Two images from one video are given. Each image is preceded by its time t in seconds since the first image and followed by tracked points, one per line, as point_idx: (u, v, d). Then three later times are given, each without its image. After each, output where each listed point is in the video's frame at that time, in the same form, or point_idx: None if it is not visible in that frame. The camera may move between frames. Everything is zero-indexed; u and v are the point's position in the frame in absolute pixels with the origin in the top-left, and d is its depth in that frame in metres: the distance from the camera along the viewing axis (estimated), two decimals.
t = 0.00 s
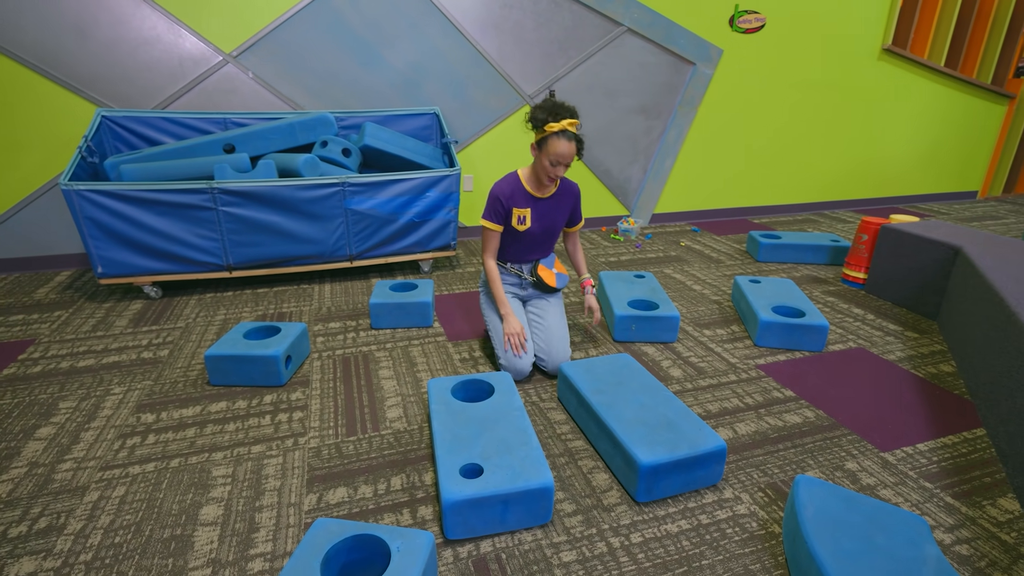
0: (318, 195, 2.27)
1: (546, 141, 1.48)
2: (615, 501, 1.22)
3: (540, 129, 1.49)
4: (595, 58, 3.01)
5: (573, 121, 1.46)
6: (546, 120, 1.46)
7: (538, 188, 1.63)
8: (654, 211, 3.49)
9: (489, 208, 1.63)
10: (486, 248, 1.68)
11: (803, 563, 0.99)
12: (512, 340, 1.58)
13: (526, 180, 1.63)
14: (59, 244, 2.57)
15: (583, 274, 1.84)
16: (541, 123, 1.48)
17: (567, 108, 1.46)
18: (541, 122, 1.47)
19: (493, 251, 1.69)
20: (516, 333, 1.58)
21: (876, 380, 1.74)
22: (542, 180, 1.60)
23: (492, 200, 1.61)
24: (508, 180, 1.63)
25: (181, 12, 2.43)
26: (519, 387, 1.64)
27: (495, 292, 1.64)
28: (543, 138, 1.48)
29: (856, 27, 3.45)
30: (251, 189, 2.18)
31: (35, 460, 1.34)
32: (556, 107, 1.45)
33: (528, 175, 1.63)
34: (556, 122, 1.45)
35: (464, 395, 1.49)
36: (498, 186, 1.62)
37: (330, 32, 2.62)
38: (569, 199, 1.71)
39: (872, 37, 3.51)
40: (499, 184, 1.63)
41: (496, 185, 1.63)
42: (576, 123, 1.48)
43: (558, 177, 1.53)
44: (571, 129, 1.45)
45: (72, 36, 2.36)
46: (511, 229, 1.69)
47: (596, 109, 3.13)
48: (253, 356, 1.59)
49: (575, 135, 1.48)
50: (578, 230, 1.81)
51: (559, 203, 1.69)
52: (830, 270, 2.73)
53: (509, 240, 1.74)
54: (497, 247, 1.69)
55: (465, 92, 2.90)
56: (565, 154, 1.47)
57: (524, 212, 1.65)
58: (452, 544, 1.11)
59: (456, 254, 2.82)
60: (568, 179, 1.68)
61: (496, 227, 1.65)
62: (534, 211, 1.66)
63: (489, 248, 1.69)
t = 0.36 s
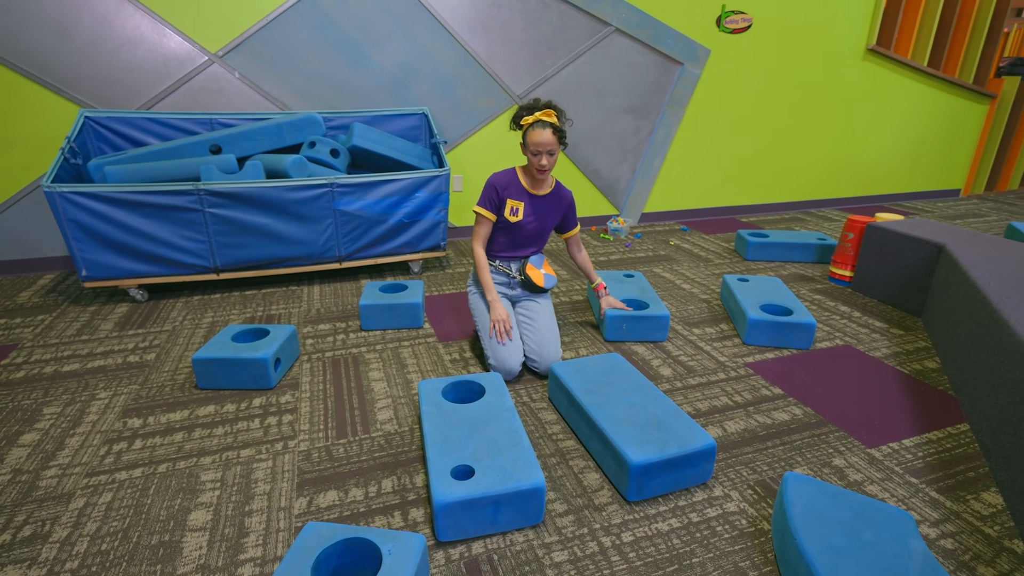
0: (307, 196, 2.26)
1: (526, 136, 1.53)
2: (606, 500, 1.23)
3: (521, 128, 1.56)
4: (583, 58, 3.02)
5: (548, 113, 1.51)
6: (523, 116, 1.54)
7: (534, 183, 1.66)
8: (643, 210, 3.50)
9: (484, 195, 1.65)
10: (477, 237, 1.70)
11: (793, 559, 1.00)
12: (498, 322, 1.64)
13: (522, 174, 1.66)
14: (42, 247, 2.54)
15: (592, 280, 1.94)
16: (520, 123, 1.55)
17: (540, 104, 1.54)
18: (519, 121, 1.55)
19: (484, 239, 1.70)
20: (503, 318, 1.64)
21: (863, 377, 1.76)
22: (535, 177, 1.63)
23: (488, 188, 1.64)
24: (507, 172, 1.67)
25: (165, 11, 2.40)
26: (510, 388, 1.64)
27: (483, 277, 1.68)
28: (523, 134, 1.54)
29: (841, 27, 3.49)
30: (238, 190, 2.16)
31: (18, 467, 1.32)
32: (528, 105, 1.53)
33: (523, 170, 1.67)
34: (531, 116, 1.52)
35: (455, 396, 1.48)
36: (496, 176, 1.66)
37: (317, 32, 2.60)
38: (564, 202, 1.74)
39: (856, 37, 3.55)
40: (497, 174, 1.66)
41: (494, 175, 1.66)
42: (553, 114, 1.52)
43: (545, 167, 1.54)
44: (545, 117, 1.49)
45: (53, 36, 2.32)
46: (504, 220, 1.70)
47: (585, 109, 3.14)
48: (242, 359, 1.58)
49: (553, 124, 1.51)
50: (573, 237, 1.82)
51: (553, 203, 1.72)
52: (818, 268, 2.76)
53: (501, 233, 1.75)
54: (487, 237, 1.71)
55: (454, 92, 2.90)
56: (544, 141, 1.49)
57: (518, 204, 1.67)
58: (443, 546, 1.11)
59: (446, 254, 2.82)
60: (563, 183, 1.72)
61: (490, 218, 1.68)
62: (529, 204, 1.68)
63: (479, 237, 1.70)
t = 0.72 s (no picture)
0: (298, 196, 2.24)
1: (515, 132, 1.54)
2: (601, 501, 1.22)
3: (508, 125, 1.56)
4: (575, 57, 3.02)
5: (535, 108, 1.52)
6: (509, 113, 1.54)
7: (524, 178, 1.67)
8: (635, 209, 3.51)
9: (476, 197, 1.65)
10: (466, 238, 1.69)
11: (788, 559, 1.00)
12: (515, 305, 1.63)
13: (510, 171, 1.67)
14: (28, 249, 2.50)
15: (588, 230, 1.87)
16: (507, 120, 1.56)
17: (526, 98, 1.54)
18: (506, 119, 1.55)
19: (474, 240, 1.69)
20: (516, 301, 1.63)
21: (854, 374, 1.78)
22: (525, 172, 1.64)
23: (480, 190, 1.64)
24: (495, 171, 1.67)
25: (151, 10, 2.37)
26: (504, 388, 1.64)
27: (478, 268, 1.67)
28: (512, 131, 1.54)
29: (830, 27, 3.51)
30: (228, 190, 2.13)
31: (4, 474, 1.30)
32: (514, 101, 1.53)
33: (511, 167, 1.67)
34: (518, 112, 1.52)
35: (448, 398, 1.48)
36: (486, 177, 1.66)
37: (307, 31, 2.58)
38: (553, 191, 1.76)
39: (845, 36, 3.58)
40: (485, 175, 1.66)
41: (483, 176, 1.66)
42: (540, 109, 1.53)
43: (537, 162, 1.55)
44: (533, 112, 1.50)
45: (37, 35, 2.29)
46: (499, 219, 1.71)
47: (577, 108, 3.14)
48: (232, 362, 1.56)
49: (541, 119, 1.52)
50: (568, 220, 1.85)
51: (544, 195, 1.73)
52: (809, 266, 2.77)
53: (496, 232, 1.75)
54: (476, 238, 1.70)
55: (445, 91, 2.89)
56: (535, 136, 1.50)
57: (511, 202, 1.68)
58: (438, 549, 1.10)
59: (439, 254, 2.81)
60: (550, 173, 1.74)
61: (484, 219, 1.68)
62: (521, 200, 1.69)
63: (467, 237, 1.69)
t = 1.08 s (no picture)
0: (294, 196, 2.23)
1: (495, 129, 1.53)
2: (601, 501, 1.22)
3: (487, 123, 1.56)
4: (572, 57, 3.02)
5: (513, 103, 1.53)
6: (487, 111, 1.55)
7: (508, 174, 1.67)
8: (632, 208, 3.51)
9: (464, 202, 1.66)
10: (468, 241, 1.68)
11: (788, 558, 1.00)
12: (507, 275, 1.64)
13: (492, 170, 1.67)
14: (21, 251, 2.48)
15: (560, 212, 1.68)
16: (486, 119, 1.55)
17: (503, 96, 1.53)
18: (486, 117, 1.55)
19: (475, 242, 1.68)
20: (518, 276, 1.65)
21: (851, 373, 1.78)
22: (508, 168, 1.64)
23: (466, 194, 1.65)
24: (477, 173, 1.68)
25: (145, 9, 2.35)
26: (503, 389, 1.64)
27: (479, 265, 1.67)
28: (492, 128, 1.53)
29: (825, 27, 3.52)
30: (224, 191, 2.12)
31: None
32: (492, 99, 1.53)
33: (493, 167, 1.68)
34: (498, 109, 1.52)
35: (447, 399, 1.47)
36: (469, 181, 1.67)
37: (302, 31, 2.57)
38: (539, 179, 1.73)
39: (840, 36, 3.59)
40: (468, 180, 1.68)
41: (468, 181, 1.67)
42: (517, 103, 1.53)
43: (521, 155, 1.54)
44: (512, 107, 1.51)
45: (30, 35, 2.27)
46: (491, 221, 1.71)
47: (573, 108, 3.13)
48: (230, 364, 1.55)
49: (520, 113, 1.53)
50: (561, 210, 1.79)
51: (531, 188, 1.72)
52: (805, 266, 2.78)
53: (491, 235, 1.74)
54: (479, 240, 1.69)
55: (442, 91, 2.88)
56: (518, 130, 1.49)
57: (499, 201, 1.68)
58: (439, 551, 1.10)
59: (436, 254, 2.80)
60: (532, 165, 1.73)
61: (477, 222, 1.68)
62: (508, 197, 1.69)
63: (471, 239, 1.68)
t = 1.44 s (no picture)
0: (294, 196, 2.23)
1: (487, 124, 1.52)
2: (603, 501, 1.23)
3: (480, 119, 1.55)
4: (571, 56, 3.02)
5: (507, 100, 1.51)
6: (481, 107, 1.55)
7: (499, 174, 1.65)
8: (631, 207, 3.51)
9: (455, 199, 1.63)
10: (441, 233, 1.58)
11: (789, 558, 1.00)
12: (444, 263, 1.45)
13: (484, 170, 1.66)
14: (21, 251, 2.48)
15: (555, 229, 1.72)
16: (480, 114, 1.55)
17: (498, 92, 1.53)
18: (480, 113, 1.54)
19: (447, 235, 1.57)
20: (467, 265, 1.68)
21: (851, 373, 1.79)
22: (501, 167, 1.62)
23: (457, 191, 1.63)
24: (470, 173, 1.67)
25: (145, 9, 2.35)
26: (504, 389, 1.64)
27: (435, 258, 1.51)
28: (484, 123, 1.53)
29: (824, 26, 3.53)
30: (224, 191, 2.12)
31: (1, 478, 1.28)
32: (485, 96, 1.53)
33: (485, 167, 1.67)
34: (491, 104, 1.51)
35: (449, 398, 1.48)
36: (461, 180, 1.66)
37: (302, 30, 2.56)
38: (533, 180, 1.71)
39: (839, 35, 3.59)
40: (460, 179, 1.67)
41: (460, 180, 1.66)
42: (512, 100, 1.52)
43: (510, 152, 1.52)
44: (505, 103, 1.49)
45: (30, 34, 2.26)
46: (482, 222, 1.68)
47: (573, 107, 3.13)
48: (231, 364, 1.56)
49: (513, 109, 1.51)
50: (554, 216, 1.76)
51: (524, 188, 1.70)
52: (804, 265, 2.79)
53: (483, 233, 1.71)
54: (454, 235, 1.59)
55: (441, 90, 2.88)
56: (507, 125, 1.47)
57: (490, 201, 1.66)
58: (441, 551, 1.10)
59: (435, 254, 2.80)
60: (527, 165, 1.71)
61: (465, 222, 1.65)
62: (499, 197, 1.66)
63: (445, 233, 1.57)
